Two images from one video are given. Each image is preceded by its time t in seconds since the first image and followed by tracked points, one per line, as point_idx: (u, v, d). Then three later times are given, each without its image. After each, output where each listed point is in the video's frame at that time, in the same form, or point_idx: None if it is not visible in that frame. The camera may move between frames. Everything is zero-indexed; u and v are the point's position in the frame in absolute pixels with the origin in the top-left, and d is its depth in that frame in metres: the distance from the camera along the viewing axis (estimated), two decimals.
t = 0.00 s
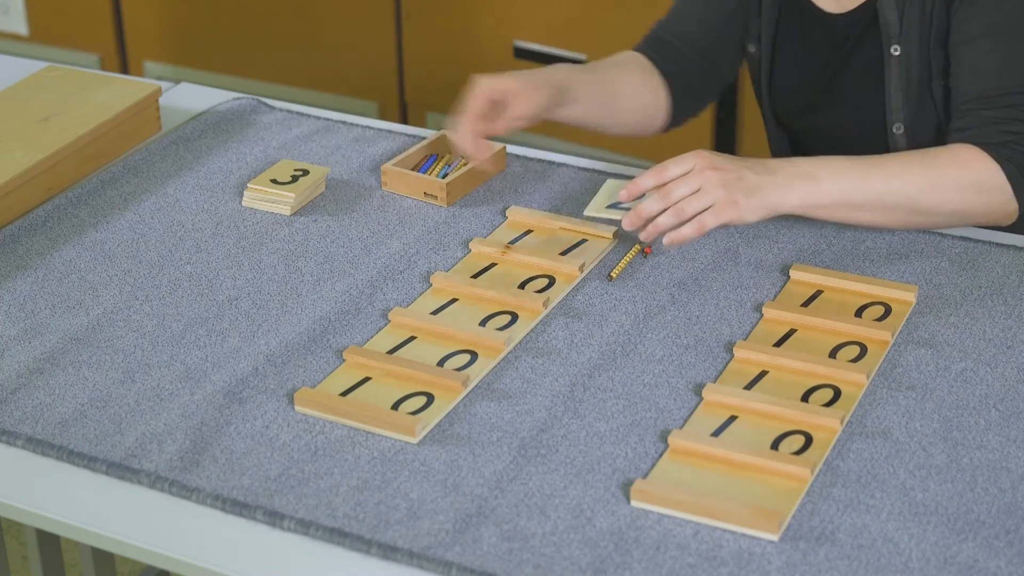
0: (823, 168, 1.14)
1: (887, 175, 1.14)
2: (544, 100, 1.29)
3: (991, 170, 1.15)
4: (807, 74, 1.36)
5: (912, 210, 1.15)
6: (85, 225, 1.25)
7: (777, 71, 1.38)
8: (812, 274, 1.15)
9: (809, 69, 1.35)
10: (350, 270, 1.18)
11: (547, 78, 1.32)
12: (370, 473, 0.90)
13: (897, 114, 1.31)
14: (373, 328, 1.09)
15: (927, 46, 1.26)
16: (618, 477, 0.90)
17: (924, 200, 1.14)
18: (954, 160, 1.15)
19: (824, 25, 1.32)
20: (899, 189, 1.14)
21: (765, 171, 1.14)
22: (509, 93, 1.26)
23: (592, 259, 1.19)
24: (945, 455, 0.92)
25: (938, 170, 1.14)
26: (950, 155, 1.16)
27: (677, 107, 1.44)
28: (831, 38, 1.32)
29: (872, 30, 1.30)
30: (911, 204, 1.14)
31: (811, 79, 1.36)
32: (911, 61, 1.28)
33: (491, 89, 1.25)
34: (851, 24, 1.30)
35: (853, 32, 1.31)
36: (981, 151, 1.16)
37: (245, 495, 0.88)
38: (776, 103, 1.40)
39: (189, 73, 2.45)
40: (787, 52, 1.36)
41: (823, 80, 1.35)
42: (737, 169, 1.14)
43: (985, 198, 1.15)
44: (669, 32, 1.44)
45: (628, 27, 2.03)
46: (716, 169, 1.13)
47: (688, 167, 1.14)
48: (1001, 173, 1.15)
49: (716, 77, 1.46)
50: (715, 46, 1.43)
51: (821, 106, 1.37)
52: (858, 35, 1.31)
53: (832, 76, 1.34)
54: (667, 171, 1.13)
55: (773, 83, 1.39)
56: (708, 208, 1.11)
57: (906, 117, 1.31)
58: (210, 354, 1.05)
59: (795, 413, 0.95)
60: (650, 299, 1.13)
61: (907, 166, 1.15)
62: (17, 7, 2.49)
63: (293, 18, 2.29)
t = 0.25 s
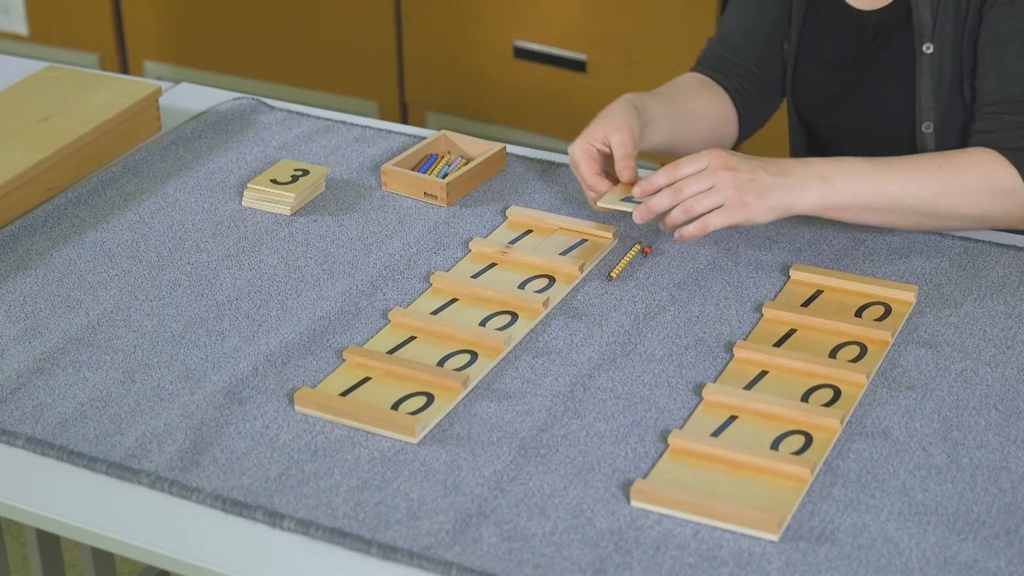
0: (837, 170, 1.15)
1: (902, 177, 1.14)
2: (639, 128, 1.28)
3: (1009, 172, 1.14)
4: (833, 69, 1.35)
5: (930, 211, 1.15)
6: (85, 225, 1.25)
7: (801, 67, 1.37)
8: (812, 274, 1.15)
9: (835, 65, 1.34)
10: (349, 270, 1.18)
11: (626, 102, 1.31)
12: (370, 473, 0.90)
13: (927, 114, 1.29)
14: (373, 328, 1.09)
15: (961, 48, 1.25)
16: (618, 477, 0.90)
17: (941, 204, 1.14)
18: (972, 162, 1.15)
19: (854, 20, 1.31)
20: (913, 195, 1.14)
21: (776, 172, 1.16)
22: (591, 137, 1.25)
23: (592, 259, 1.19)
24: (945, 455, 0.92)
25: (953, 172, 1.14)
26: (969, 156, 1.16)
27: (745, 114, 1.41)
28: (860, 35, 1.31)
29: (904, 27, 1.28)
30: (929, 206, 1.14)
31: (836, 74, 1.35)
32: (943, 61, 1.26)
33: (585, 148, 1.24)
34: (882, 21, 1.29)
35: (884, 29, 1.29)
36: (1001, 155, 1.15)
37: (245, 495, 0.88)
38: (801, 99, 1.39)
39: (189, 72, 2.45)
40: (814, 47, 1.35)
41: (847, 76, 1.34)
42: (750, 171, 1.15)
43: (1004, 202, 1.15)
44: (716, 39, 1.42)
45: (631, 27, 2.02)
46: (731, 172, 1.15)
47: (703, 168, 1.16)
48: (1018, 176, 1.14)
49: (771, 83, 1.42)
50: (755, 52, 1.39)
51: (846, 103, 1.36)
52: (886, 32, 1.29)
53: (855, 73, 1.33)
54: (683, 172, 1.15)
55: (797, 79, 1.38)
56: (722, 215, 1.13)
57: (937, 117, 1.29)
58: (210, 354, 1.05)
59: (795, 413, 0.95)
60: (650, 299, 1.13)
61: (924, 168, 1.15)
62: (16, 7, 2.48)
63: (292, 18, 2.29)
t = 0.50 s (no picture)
0: (850, 188, 1.12)
1: (914, 190, 1.12)
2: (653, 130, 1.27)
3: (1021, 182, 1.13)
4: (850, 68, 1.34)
5: (938, 220, 1.14)
6: (85, 225, 1.25)
7: (818, 67, 1.37)
8: (812, 274, 1.15)
9: (851, 64, 1.34)
10: (349, 270, 1.18)
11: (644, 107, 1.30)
12: (370, 473, 0.90)
13: (944, 115, 1.28)
14: (373, 328, 1.09)
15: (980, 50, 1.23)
16: (618, 477, 0.90)
17: (951, 215, 1.13)
18: (985, 171, 1.14)
19: (873, 19, 1.30)
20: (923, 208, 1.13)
21: (795, 191, 1.12)
22: (604, 139, 1.24)
23: (592, 259, 1.19)
24: (945, 455, 0.92)
25: (965, 184, 1.13)
26: (982, 164, 1.14)
27: (770, 116, 1.40)
28: (877, 33, 1.30)
29: (924, 26, 1.27)
30: (936, 217, 1.14)
31: (852, 73, 1.34)
32: (962, 62, 1.25)
33: (595, 151, 1.24)
34: (901, 20, 1.28)
35: (902, 28, 1.28)
36: (1012, 167, 1.14)
37: (245, 495, 0.88)
38: (817, 98, 1.38)
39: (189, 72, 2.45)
40: (832, 46, 1.34)
41: (863, 75, 1.33)
42: (772, 197, 1.11)
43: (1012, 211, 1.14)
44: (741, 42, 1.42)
45: (633, 26, 2.01)
46: (758, 208, 1.11)
47: (736, 212, 1.11)
48: None
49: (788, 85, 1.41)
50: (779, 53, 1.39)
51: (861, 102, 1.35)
52: (903, 31, 1.28)
53: (871, 73, 1.32)
54: (710, 211, 1.12)
55: (813, 78, 1.38)
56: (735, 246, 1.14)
57: (953, 118, 1.28)
58: (210, 354, 1.05)
59: (795, 413, 0.95)
60: (650, 299, 1.13)
61: (935, 179, 1.13)
62: (16, 7, 2.48)
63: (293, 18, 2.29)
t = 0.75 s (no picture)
0: (817, 205, 1.08)
1: (882, 198, 1.09)
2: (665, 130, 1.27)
3: (993, 180, 1.11)
4: (849, 66, 1.34)
5: (910, 225, 1.12)
6: (85, 224, 1.25)
7: (818, 65, 1.36)
8: (812, 274, 1.15)
9: (851, 60, 1.33)
10: (349, 270, 1.18)
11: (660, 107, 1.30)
12: (370, 472, 0.90)
13: (941, 111, 1.27)
14: (372, 328, 1.09)
15: (977, 46, 1.23)
16: (617, 477, 0.90)
17: (923, 218, 1.11)
18: (952, 170, 1.11)
19: (874, 17, 1.29)
20: (892, 216, 1.10)
21: (763, 216, 1.07)
22: (611, 128, 1.25)
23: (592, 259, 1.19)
24: (945, 455, 0.92)
25: (935, 185, 1.10)
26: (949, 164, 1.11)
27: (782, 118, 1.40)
28: (879, 31, 1.30)
29: (923, 26, 1.26)
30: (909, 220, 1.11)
31: (852, 70, 1.34)
32: (960, 57, 1.24)
33: (599, 138, 1.24)
34: (901, 18, 1.27)
35: (903, 26, 1.28)
36: (981, 161, 1.12)
37: (245, 495, 0.88)
38: (817, 95, 1.38)
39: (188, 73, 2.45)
40: (832, 43, 1.34)
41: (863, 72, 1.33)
42: (744, 227, 1.07)
43: (985, 207, 1.12)
44: (751, 49, 1.42)
45: (633, 26, 2.01)
46: (732, 241, 1.06)
47: (714, 254, 1.06)
48: (1002, 182, 1.11)
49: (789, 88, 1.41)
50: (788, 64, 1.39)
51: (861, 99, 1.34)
52: (904, 29, 1.28)
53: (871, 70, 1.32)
54: (685, 253, 1.06)
55: (814, 75, 1.37)
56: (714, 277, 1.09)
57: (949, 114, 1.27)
58: (210, 354, 1.05)
59: (795, 413, 0.95)
60: (650, 299, 1.13)
61: (904, 180, 1.10)
62: (16, 7, 2.48)
63: (292, 18, 2.29)
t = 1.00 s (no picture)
0: (784, 218, 1.02)
1: (850, 202, 1.03)
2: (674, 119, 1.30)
3: (961, 167, 1.05)
4: (847, 62, 1.34)
5: (883, 224, 1.04)
6: (85, 225, 1.25)
7: (816, 61, 1.37)
8: (812, 274, 1.15)
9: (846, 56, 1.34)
10: (349, 270, 1.18)
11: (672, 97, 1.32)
12: (370, 472, 0.90)
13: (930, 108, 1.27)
14: (373, 328, 1.09)
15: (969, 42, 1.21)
16: (617, 477, 0.90)
17: (896, 217, 1.04)
18: (922, 164, 1.05)
19: (870, 12, 1.30)
20: (866, 219, 1.03)
21: (731, 237, 1.02)
22: (624, 104, 1.27)
23: (592, 259, 1.19)
24: (945, 455, 0.92)
25: (903, 180, 1.03)
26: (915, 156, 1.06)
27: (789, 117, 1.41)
28: (874, 26, 1.30)
29: (916, 22, 1.27)
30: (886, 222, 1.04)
31: (848, 65, 1.34)
32: (951, 56, 1.23)
33: (607, 116, 1.26)
34: (896, 14, 1.28)
35: (897, 22, 1.28)
36: (951, 150, 1.06)
37: (245, 495, 0.88)
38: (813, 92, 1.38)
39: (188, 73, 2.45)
40: (829, 39, 1.35)
41: (858, 67, 1.33)
42: (711, 253, 1.02)
43: (958, 196, 1.06)
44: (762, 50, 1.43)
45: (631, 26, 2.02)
46: (702, 270, 1.03)
47: (686, 286, 1.03)
48: (970, 167, 1.06)
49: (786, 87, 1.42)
50: (789, 64, 1.40)
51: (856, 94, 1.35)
52: (899, 25, 1.28)
53: (866, 65, 1.32)
54: (658, 288, 1.04)
55: (811, 71, 1.38)
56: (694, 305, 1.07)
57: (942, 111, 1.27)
58: (209, 354, 1.05)
59: (795, 413, 0.95)
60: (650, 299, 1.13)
61: (869, 177, 1.04)
62: (16, 7, 2.48)
63: (292, 19, 2.29)
